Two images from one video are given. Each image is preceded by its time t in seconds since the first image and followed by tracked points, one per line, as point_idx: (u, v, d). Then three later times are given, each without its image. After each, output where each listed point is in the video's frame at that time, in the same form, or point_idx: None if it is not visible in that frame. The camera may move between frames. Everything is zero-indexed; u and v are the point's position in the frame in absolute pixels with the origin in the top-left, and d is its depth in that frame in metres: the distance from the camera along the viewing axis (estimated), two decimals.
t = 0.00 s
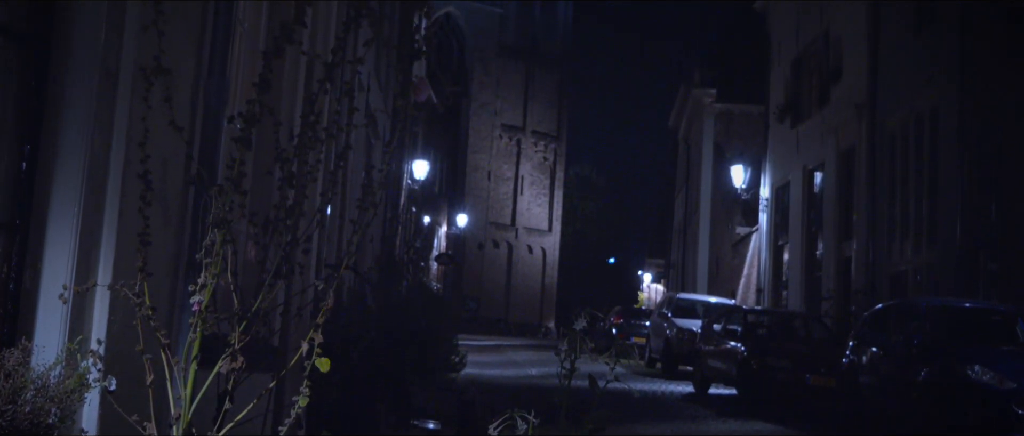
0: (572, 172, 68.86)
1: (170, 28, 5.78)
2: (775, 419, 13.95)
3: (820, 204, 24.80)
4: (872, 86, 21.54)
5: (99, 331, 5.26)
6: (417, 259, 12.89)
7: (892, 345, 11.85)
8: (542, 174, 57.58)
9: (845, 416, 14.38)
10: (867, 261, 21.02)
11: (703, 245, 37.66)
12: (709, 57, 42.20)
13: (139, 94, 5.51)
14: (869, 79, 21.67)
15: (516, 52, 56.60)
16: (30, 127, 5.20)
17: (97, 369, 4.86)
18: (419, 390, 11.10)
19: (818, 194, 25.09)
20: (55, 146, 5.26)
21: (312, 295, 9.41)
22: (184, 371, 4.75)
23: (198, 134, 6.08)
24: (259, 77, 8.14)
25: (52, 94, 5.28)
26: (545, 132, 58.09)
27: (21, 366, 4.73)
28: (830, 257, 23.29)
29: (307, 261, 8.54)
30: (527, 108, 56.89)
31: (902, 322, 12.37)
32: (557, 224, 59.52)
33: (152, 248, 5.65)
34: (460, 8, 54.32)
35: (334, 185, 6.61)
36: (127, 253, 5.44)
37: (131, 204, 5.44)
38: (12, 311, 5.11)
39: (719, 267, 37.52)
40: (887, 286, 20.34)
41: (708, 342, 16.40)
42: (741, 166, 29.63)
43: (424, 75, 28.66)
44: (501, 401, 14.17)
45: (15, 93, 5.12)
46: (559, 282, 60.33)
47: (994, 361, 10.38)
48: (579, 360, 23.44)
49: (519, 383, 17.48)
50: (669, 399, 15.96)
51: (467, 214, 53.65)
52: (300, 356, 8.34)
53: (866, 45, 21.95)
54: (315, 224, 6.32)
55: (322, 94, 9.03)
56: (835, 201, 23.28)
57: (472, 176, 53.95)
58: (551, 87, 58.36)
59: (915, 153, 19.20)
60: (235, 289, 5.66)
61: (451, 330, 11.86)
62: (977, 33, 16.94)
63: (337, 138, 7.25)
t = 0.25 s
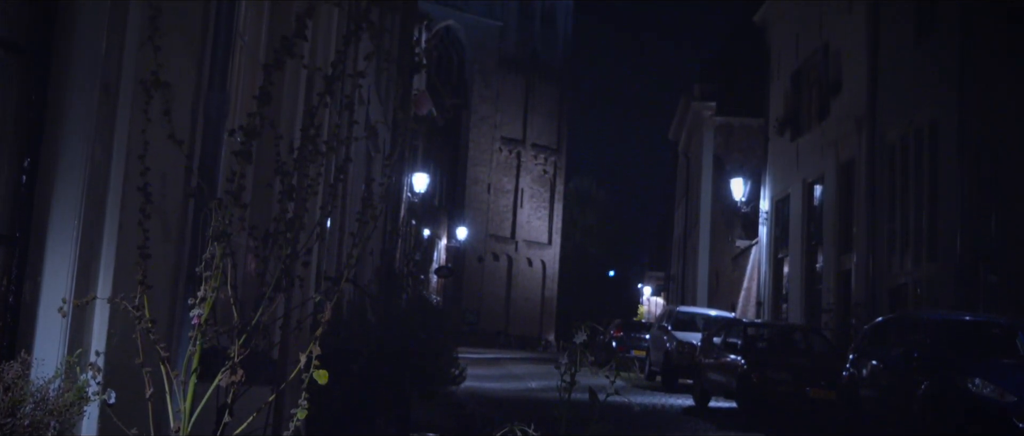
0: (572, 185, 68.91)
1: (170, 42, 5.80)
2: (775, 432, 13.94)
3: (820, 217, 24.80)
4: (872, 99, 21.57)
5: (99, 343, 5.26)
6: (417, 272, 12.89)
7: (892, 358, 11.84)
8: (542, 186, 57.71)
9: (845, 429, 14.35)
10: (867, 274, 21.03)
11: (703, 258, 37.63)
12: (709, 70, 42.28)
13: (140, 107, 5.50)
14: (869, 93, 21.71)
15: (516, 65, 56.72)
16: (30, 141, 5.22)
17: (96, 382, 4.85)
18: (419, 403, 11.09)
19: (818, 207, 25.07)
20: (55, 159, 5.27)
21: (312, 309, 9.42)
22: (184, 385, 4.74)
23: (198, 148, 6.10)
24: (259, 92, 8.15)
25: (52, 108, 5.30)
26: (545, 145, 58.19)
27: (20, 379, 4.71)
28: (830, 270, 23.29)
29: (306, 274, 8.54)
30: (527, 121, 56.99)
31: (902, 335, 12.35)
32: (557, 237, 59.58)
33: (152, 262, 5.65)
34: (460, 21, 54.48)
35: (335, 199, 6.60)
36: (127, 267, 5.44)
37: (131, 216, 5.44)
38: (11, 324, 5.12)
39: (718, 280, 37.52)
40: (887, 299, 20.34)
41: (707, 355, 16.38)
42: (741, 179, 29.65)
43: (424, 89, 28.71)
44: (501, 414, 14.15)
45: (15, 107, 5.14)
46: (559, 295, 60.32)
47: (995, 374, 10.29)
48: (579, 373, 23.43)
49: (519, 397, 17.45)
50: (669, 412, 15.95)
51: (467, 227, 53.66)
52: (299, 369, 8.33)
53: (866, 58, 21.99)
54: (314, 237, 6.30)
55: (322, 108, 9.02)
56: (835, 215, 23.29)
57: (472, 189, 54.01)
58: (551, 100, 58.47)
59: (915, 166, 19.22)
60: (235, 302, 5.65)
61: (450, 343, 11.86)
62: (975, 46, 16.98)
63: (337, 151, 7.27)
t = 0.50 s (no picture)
0: (572, 197, 68.91)
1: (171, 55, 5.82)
2: None
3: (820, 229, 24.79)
4: (871, 112, 21.59)
5: (99, 356, 5.28)
6: (416, 285, 12.88)
7: (893, 371, 11.82)
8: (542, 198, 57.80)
9: None
10: (867, 287, 21.02)
11: (702, 271, 37.62)
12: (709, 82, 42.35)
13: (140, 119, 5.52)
14: (868, 105, 21.73)
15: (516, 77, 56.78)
16: (31, 153, 5.23)
17: (95, 395, 4.83)
18: (418, 416, 11.08)
19: (818, 219, 25.06)
20: (55, 172, 5.27)
21: (311, 321, 9.40)
22: (184, 397, 4.75)
23: (198, 161, 6.11)
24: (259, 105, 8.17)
25: (52, 120, 5.31)
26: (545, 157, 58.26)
27: (19, 392, 4.70)
28: (830, 282, 23.28)
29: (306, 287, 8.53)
30: (527, 133, 57.04)
31: (903, 348, 12.33)
32: (557, 249, 59.64)
33: (152, 274, 5.66)
34: (460, 34, 54.58)
35: (335, 211, 6.59)
36: (126, 279, 5.45)
37: (131, 228, 5.45)
38: (11, 335, 5.12)
39: (718, 292, 37.50)
40: (887, 311, 20.32)
41: (707, 368, 16.34)
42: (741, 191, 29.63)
43: (424, 101, 28.76)
44: (501, 427, 14.12)
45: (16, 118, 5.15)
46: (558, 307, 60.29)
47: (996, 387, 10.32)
48: (579, 385, 23.38)
49: (518, 409, 17.42)
50: (670, 425, 15.91)
51: (467, 239, 53.67)
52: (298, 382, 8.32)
53: (865, 71, 22.01)
54: (314, 250, 6.29)
55: (322, 120, 9.03)
56: (835, 227, 23.29)
57: (472, 201, 54.04)
58: (551, 112, 58.51)
59: (914, 179, 19.22)
60: (236, 314, 5.66)
61: (450, 355, 11.85)
62: (974, 59, 17.01)
63: (337, 164, 7.26)
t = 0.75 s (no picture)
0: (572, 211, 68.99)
1: (171, 69, 5.83)
2: None
3: (820, 243, 24.79)
4: (871, 127, 21.62)
5: (97, 370, 5.26)
6: (416, 298, 12.90)
7: (892, 385, 11.80)
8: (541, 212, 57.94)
9: None
10: (867, 301, 21.02)
11: (702, 284, 37.61)
12: (709, 96, 42.44)
13: (140, 133, 5.52)
14: (868, 120, 21.76)
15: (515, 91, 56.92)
16: (30, 168, 5.23)
17: (94, 410, 4.84)
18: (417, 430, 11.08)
19: (818, 233, 25.05)
20: (54, 185, 5.27)
21: (310, 335, 9.41)
22: (183, 411, 4.74)
23: (199, 175, 6.12)
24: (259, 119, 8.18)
25: (51, 135, 5.31)
26: (545, 171, 58.32)
27: (18, 406, 4.71)
28: (830, 297, 23.28)
29: (305, 300, 8.55)
30: (527, 147, 57.13)
31: (903, 363, 12.32)
32: (557, 263, 59.74)
33: (152, 288, 5.66)
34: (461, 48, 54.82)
35: (335, 224, 6.59)
36: (125, 293, 5.45)
37: (130, 243, 5.45)
38: (11, 349, 5.12)
39: (718, 306, 37.50)
40: (887, 326, 20.31)
41: (708, 382, 16.32)
42: (741, 205, 29.63)
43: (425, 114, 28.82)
44: None
45: (15, 132, 5.14)
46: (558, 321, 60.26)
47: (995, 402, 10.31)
48: (579, 400, 23.33)
49: (518, 422, 17.42)
50: None
51: (467, 253, 53.69)
52: (297, 398, 8.33)
53: (865, 85, 22.05)
54: (314, 264, 6.29)
55: (322, 134, 9.04)
56: (835, 241, 23.29)
57: (472, 215, 54.09)
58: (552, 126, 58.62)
59: (914, 193, 19.23)
60: (236, 328, 5.65)
61: (450, 369, 11.86)
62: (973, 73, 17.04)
63: (337, 177, 7.28)
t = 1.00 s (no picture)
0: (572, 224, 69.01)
1: (173, 82, 5.82)
2: None
3: (820, 256, 24.78)
4: (871, 140, 21.64)
5: (96, 384, 5.26)
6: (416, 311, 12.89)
7: (893, 398, 11.77)
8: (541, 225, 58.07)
9: None
10: (867, 314, 21.00)
11: (702, 297, 37.60)
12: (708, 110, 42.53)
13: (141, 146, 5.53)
14: (868, 133, 21.78)
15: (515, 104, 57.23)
16: (31, 181, 5.22)
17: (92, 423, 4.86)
18: None
19: (818, 246, 25.04)
20: (55, 199, 5.26)
21: (311, 348, 9.40)
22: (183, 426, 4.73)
23: (199, 188, 6.14)
24: (260, 133, 8.19)
25: (52, 148, 5.30)
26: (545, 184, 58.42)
27: (16, 420, 4.72)
28: (830, 310, 23.27)
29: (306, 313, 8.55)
30: (527, 160, 57.28)
31: (903, 376, 12.29)
32: (557, 277, 59.77)
33: (152, 301, 5.66)
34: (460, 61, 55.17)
35: (336, 238, 6.57)
36: (126, 307, 5.44)
37: (130, 256, 5.44)
38: (10, 363, 5.12)
39: (718, 319, 37.49)
40: (887, 339, 20.29)
41: (708, 395, 16.30)
42: (741, 218, 29.64)
43: (424, 128, 28.89)
44: None
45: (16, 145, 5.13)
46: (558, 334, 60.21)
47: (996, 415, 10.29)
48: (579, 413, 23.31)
49: None
50: None
51: (467, 266, 53.68)
52: (297, 411, 8.32)
53: (865, 98, 22.08)
54: (315, 277, 6.28)
55: (323, 148, 9.04)
56: (835, 254, 23.28)
57: (472, 228, 54.12)
58: (552, 139, 58.73)
59: (914, 206, 19.23)
60: (236, 341, 5.65)
61: (450, 382, 11.85)
62: (973, 86, 17.05)
63: (338, 191, 7.27)
